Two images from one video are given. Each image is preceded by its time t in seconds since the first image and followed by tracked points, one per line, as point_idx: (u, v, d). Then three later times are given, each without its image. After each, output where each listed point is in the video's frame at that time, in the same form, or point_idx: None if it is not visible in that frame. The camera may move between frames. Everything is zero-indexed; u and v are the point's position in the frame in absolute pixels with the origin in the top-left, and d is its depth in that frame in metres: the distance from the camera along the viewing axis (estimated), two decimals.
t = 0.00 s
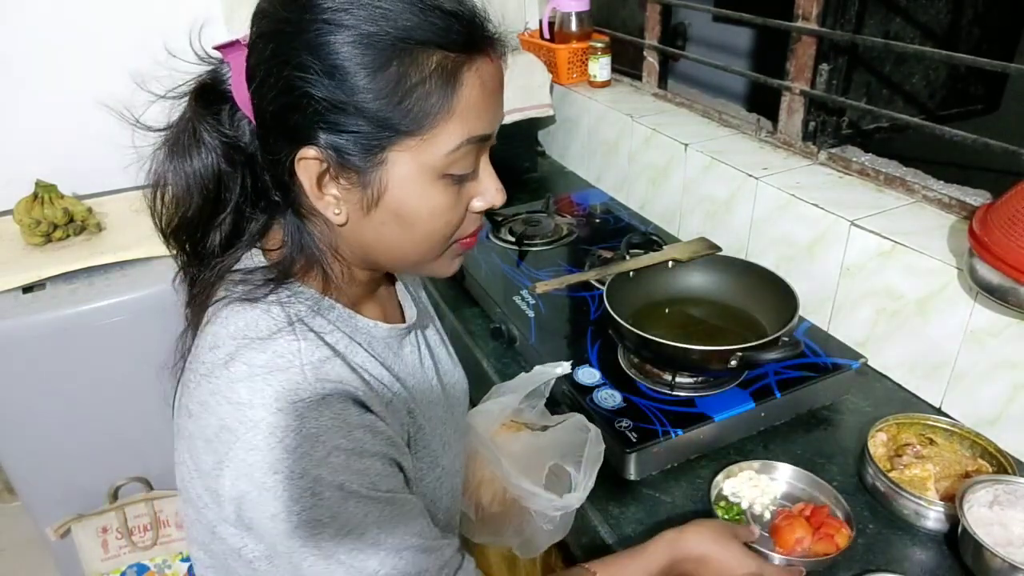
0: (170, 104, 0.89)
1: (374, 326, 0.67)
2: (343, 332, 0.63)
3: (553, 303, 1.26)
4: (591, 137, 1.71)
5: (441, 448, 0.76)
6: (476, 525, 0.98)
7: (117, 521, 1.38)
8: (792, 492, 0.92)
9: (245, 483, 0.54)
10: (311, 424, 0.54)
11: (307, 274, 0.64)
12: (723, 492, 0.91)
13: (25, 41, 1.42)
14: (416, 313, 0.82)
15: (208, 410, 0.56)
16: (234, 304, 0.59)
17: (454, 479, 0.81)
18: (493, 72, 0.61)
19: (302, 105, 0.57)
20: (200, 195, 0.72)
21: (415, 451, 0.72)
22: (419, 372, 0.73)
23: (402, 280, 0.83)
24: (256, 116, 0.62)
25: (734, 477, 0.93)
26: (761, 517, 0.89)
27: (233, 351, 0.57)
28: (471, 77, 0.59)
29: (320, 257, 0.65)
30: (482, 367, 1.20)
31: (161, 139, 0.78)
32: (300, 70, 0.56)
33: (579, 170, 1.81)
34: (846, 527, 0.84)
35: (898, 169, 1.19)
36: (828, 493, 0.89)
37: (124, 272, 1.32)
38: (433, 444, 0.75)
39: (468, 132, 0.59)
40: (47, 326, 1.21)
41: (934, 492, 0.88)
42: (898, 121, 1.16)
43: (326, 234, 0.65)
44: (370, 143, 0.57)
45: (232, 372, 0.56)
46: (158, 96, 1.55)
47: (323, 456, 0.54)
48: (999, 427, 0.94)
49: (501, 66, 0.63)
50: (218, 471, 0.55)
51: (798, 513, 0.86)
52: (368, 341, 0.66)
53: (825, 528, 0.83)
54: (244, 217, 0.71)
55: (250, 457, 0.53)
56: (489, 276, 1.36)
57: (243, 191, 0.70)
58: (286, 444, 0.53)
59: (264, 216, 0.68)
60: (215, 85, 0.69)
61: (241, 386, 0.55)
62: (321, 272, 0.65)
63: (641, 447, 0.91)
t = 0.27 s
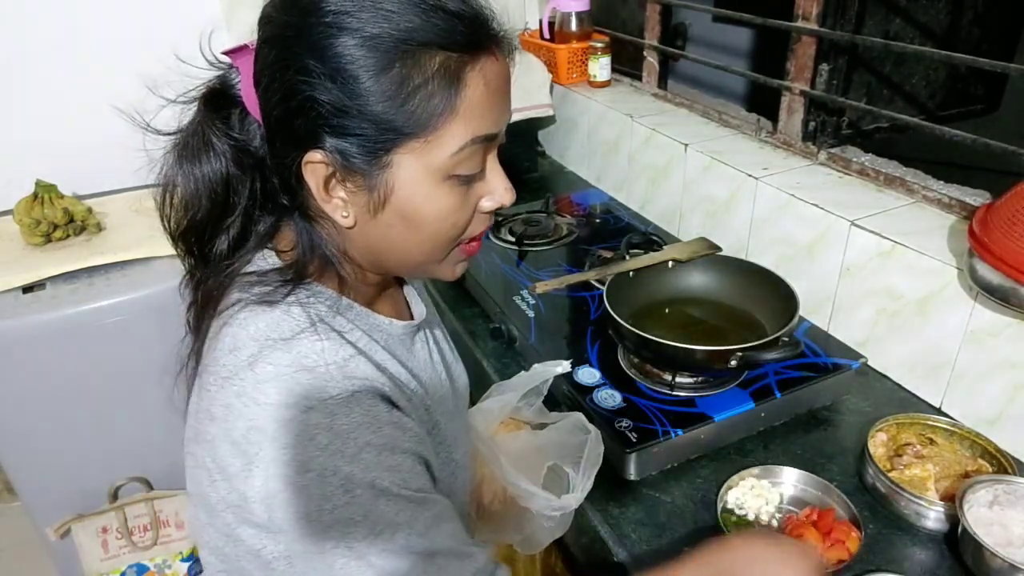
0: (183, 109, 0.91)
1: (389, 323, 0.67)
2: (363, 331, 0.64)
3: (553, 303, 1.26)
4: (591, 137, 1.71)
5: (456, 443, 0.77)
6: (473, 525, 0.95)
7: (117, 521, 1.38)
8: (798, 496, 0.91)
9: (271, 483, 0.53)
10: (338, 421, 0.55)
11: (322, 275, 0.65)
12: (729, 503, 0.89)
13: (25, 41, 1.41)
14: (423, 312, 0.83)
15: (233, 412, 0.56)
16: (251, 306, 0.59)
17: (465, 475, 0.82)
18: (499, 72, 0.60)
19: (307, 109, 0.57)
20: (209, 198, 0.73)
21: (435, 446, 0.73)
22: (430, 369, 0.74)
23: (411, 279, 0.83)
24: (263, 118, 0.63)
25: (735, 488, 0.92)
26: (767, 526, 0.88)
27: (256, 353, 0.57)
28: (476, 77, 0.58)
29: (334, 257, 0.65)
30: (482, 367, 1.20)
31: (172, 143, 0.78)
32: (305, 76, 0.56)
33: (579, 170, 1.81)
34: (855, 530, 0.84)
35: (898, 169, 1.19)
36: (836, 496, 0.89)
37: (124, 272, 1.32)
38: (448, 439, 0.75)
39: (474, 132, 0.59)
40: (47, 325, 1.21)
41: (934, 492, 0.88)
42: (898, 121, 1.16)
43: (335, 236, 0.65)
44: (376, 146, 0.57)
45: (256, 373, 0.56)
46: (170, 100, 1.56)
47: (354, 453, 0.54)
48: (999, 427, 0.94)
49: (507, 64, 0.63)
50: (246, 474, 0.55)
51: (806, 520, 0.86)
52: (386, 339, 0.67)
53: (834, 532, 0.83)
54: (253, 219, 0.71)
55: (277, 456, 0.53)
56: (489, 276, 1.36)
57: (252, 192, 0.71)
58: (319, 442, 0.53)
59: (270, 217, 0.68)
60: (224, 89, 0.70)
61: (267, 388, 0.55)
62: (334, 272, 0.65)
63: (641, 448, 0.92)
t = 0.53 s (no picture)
0: (199, 116, 0.93)
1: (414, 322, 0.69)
2: (399, 330, 0.66)
3: (553, 303, 1.26)
4: (591, 137, 1.71)
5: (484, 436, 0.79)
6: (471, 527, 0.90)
7: (117, 521, 1.38)
8: (798, 496, 0.91)
9: (340, 477, 0.57)
10: (387, 410, 0.57)
11: (349, 279, 0.66)
12: (729, 504, 0.89)
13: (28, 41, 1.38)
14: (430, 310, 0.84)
15: (290, 416, 0.58)
16: (289, 314, 0.60)
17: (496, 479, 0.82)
18: (516, 77, 0.61)
19: (325, 118, 0.58)
20: (228, 204, 0.74)
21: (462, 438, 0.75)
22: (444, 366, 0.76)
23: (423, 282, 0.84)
24: (281, 124, 0.64)
25: (735, 489, 0.92)
26: (767, 527, 0.88)
27: (301, 358, 0.58)
28: (493, 81, 0.58)
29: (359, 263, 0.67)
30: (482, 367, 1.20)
31: (188, 149, 0.80)
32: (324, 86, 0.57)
33: (579, 170, 1.81)
34: (857, 531, 0.84)
35: (898, 169, 1.19)
36: (838, 497, 0.89)
37: (124, 272, 1.32)
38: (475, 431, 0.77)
39: (492, 138, 0.59)
40: (47, 325, 1.21)
41: (934, 492, 0.88)
42: (897, 121, 1.16)
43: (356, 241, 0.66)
44: (395, 154, 0.58)
45: (307, 377, 0.58)
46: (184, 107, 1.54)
47: (417, 433, 0.57)
48: (999, 427, 0.94)
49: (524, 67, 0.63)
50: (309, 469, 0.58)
51: (806, 520, 0.86)
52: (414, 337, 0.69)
53: (834, 535, 0.82)
54: (269, 225, 0.71)
55: (340, 452, 0.56)
56: (489, 276, 1.36)
57: (269, 198, 0.72)
58: (379, 430, 0.56)
59: (287, 222, 0.69)
60: (239, 96, 0.72)
61: (323, 389, 0.57)
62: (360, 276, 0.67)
63: (641, 448, 0.92)
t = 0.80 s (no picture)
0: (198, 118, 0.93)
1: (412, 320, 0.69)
2: (397, 329, 0.66)
3: (553, 303, 1.26)
4: (591, 137, 1.71)
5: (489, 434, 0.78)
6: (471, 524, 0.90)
7: (117, 521, 1.38)
8: (798, 496, 0.91)
9: (338, 477, 0.57)
10: (386, 407, 0.56)
11: (348, 279, 0.66)
12: (729, 504, 0.89)
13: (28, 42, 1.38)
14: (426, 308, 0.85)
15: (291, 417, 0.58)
16: (288, 315, 0.60)
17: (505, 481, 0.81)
18: (510, 77, 0.60)
19: (318, 122, 0.59)
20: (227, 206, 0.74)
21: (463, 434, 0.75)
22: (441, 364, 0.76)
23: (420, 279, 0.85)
24: (277, 126, 0.64)
25: (735, 488, 0.92)
26: (767, 527, 0.88)
27: (302, 357, 0.58)
28: (486, 82, 0.58)
29: (356, 263, 0.67)
30: (482, 367, 1.20)
31: (187, 151, 0.80)
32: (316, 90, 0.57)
33: (579, 170, 1.80)
34: (857, 531, 0.84)
35: (898, 169, 1.19)
36: (838, 497, 0.89)
37: (124, 272, 1.32)
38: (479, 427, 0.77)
39: (485, 139, 0.59)
40: (47, 325, 1.21)
41: (934, 492, 0.88)
42: (897, 121, 1.16)
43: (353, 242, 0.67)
44: (388, 157, 0.58)
45: (308, 377, 0.58)
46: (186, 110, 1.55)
47: (415, 428, 0.56)
48: (999, 427, 0.94)
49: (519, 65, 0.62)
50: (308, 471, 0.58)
51: (806, 520, 0.86)
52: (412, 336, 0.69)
53: (834, 535, 0.82)
54: (266, 227, 0.71)
55: (341, 451, 0.56)
56: (489, 276, 1.36)
57: (267, 201, 0.71)
58: (379, 428, 0.56)
59: (284, 223, 0.69)
60: (237, 98, 0.71)
61: (324, 389, 0.57)
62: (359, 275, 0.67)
63: (641, 448, 0.92)
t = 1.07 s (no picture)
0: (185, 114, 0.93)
1: (373, 322, 0.69)
2: (349, 330, 0.66)
3: (553, 303, 1.26)
4: (591, 137, 1.71)
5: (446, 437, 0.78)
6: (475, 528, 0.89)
7: (117, 521, 1.38)
8: (798, 496, 0.91)
9: (248, 477, 0.56)
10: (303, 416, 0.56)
11: (302, 270, 0.66)
12: (729, 504, 0.89)
13: (27, 42, 1.38)
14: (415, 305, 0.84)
15: (216, 408, 0.58)
16: (236, 306, 0.61)
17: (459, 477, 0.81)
18: (453, 65, 0.58)
19: (262, 105, 0.60)
20: (199, 198, 0.74)
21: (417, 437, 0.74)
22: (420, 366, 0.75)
23: (405, 278, 0.84)
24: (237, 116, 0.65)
25: (735, 489, 0.92)
26: (767, 527, 0.88)
27: (240, 349, 0.58)
28: (427, 64, 0.57)
29: (312, 255, 0.66)
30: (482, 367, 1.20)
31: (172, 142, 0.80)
32: (264, 73, 0.59)
33: (579, 170, 1.80)
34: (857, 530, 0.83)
35: (898, 169, 1.19)
36: (839, 497, 0.89)
37: (124, 272, 1.31)
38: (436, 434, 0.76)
39: (426, 123, 0.57)
40: (46, 325, 1.21)
41: (934, 492, 0.88)
42: (897, 120, 1.16)
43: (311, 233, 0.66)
44: (327, 142, 0.58)
45: (238, 370, 0.58)
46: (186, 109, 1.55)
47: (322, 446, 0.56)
48: (999, 427, 0.94)
49: (474, 53, 0.61)
50: (227, 466, 0.58)
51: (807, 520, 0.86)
52: (372, 338, 0.68)
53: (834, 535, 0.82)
54: (240, 221, 0.72)
55: (255, 450, 0.56)
56: (488, 276, 1.36)
57: (239, 194, 0.72)
58: (288, 436, 0.55)
59: (255, 215, 0.70)
60: (213, 93, 0.70)
61: (247, 382, 0.57)
62: (315, 267, 0.67)
63: (641, 448, 0.92)
